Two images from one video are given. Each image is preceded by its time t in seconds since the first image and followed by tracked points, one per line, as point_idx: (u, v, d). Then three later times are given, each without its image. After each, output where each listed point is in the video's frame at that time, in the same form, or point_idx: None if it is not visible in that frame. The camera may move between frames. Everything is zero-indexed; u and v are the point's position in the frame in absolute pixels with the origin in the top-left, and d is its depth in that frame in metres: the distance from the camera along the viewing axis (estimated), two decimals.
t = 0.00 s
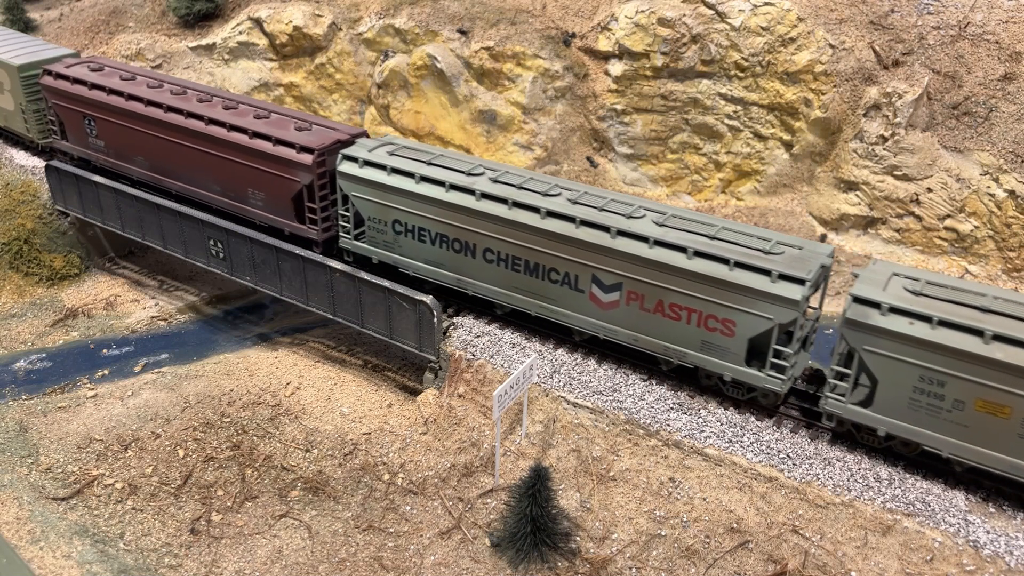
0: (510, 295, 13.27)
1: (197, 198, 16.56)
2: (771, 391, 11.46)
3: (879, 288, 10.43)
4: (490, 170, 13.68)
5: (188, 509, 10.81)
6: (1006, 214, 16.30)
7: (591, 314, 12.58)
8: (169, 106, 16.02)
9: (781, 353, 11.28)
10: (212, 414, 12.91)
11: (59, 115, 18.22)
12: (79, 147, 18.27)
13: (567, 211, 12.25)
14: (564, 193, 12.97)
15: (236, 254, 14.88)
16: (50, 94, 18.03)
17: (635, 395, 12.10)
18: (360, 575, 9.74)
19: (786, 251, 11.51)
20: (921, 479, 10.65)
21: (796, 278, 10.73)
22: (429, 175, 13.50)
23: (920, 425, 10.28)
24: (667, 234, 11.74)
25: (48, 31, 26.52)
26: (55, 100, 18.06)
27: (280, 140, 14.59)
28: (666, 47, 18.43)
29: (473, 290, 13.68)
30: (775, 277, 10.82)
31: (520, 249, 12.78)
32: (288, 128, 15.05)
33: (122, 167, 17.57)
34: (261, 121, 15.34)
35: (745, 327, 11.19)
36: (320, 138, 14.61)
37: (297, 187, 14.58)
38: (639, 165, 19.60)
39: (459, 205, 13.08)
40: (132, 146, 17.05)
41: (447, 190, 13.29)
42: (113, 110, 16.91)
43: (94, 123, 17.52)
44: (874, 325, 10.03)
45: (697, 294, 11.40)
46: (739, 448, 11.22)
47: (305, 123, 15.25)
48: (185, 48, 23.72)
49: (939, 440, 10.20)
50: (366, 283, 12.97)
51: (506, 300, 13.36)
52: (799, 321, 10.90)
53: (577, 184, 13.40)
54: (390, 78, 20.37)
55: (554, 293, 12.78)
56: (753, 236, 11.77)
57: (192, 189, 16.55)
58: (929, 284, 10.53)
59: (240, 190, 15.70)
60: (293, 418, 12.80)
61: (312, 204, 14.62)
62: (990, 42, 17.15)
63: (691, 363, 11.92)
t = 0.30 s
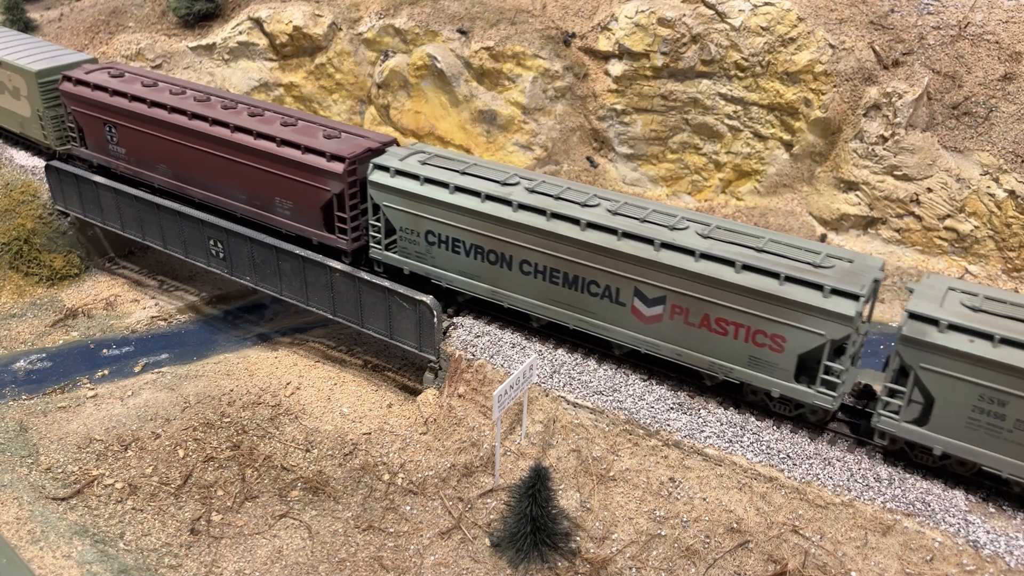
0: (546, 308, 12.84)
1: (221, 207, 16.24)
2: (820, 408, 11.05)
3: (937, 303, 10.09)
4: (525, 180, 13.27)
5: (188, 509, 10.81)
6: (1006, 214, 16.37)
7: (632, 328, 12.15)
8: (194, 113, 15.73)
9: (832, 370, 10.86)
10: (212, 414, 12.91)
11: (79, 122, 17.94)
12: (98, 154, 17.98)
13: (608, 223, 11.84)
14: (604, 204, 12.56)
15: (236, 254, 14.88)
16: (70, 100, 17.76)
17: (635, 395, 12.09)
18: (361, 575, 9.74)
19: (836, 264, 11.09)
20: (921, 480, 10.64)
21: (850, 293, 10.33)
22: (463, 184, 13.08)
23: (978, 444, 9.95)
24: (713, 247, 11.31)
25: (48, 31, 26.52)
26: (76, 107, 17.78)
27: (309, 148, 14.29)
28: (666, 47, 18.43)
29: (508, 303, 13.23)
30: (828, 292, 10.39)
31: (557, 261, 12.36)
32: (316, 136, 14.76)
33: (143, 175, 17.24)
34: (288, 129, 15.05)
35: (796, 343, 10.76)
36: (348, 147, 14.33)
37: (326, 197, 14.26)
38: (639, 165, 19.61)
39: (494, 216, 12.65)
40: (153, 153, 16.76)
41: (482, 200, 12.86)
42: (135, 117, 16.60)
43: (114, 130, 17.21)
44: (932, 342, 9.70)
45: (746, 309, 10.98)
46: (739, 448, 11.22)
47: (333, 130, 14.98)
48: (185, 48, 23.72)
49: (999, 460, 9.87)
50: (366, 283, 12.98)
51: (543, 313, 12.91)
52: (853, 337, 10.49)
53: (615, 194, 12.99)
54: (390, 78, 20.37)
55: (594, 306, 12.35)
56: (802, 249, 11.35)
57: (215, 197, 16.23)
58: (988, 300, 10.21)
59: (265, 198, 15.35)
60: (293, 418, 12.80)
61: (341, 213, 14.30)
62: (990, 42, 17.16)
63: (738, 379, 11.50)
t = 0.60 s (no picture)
0: (583, 320, 12.53)
1: (246, 215, 16.00)
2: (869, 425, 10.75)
3: (992, 317, 9.85)
4: (561, 189, 12.99)
5: (188, 509, 10.81)
6: (1006, 214, 16.43)
7: (673, 341, 11.85)
8: (217, 120, 15.49)
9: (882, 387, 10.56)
10: (212, 414, 12.91)
11: (99, 128, 17.74)
12: (119, 162, 17.78)
13: (649, 234, 11.55)
14: (643, 214, 12.27)
15: (236, 254, 14.88)
16: (90, 107, 17.56)
17: (635, 395, 12.09)
18: (361, 575, 9.74)
19: (887, 277, 10.76)
20: (921, 479, 10.64)
21: (902, 307, 10.02)
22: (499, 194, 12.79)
23: None
24: (759, 259, 11.02)
25: (48, 31, 26.53)
26: (96, 114, 17.57)
27: (337, 156, 14.03)
28: (666, 47, 18.43)
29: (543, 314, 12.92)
30: (880, 306, 10.09)
31: (596, 272, 12.06)
32: (344, 143, 14.50)
33: (166, 183, 17.04)
34: (314, 136, 14.77)
35: (846, 358, 10.46)
36: (377, 154, 14.06)
37: (355, 206, 14.01)
38: (639, 165, 19.61)
39: (530, 226, 12.36)
40: (176, 160, 16.55)
41: (518, 211, 12.56)
42: (157, 124, 16.36)
43: (135, 137, 16.99)
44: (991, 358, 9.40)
45: (794, 322, 10.68)
46: (739, 448, 11.21)
47: (360, 137, 14.71)
48: (185, 48, 23.72)
49: None
50: (366, 283, 12.97)
51: (579, 325, 12.61)
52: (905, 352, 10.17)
53: (654, 204, 12.69)
54: (390, 78, 20.37)
55: (633, 318, 12.04)
56: (850, 262, 11.03)
57: (240, 206, 15.99)
58: None
59: (291, 207, 15.10)
60: (293, 418, 12.80)
61: (371, 222, 14.02)
62: (990, 42, 17.16)
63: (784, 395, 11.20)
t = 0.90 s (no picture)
0: (625, 333, 12.17)
1: (272, 224, 15.64)
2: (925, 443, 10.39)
3: None
4: (600, 199, 12.62)
5: (188, 509, 10.81)
6: (1006, 214, 16.43)
7: (719, 357, 11.49)
8: (243, 127, 15.15)
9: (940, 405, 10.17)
10: (212, 414, 12.91)
11: (120, 135, 17.42)
12: (141, 170, 17.47)
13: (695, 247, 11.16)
14: (687, 225, 11.88)
15: (236, 254, 14.88)
16: (111, 114, 17.25)
17: (635, 395, 12.09)
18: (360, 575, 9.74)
19: (944, 291, 10.36)
20: (921, 479, 10.64)
21: (964, 324, 9.59)
22: (537, 205, 12.43)
23: None
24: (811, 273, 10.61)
25: (48, 31, 26.54)
26: (118, 121, 17.27)
27: (369, 165, 13.69)
28: (666, 47, 18.43)
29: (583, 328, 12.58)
30: (940, 322, 9.67)
31: (638, 285, 11.68)
32: (375, 151, 14.17)
33: (189, 191, 16.72)
34: (344, 144, 14.45)
35: (904, 376, 10.06)
36: (409, 163, 13.72)
37: (387, 216, 13.65)
38: (639, 165, 19.60)
39: (570, 238, 11.99)
40: (199, 168, 16.22)
41: (557, 222, 12.20)
42: (180, 132, 16.05)
43: (157, 144, 16.67)
44: None
45: (848, 339, 10.28)
46: (739, 448, 11.20)
47: (391, 146, 14.39)
48: (185, 48, 23.73)
49: None
50: (366, 283, 12.97)
51: (621, 339, 12.26)
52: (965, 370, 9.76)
53: (699, 214, 12.29)
54: (390, 78, 20.37)
55: (678, 333, 11.68)
56: (906, 275, 10.61)
57: (266, 215, 15.64)
58: None
59: (320, 216, 14.75)
60: (293, 418, 12.80)
61: (402, 232, 13.68)
62: (990, 42, 17.16)
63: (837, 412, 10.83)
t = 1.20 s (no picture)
0: (667, 347, 11.94)
1: (299, 234, 15.37)
2: (980, 461, 10.27)
3: None
4: (640, 210, 12.43)
5: (188, 509, 10.81)
6: (1007, 214, 16.33)
7: (766, 372, 11.28)
8: (270, 135, 14.90)
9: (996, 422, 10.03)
10: (212, 414, 12.91)
11: (141, 142, 17.18)
12: (163, 178, 17.22)
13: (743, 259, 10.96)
14: (731, 236, 11.71)
15: (236, 254, 14.88)
16: (132, 121, 16.98)
17: (635, 395, 12.09)
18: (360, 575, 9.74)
19: (999, 306, 10.25)
20: (921, 480, 10.65)
21: None
22: (577, 216, 12.20)
23: None
24: (864, 288, 10.44)
25: (48, 31, 26.54)
26: (139, 128, 17.01)
27: (401, 173, 13.42)
28: (666, 47, 18.43)
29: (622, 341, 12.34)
30: (1000, 339, 9.54)
31: (683, 298, 11.47)
32: (406, 160, 13.95)
33: (212, 199, 16.46)
34: (376, 153, 14.21)
35: (961, 393, 9.91)
36: (442, 172, 13.50)
37: (419, 226, 13.40)
38: (639, 165, 19.60)
39: (612, 250, 11.77)
40: (223, 176, 15.97)
41: (598, 233, 11.98)
42: (205, 139, 15.81)
43: (180, 152, 16.41)
44: None
45: (904, 355, 10.10)
46: (739, 448, 11.20)
47: (423, 154, 14.19)
48: (185, 48, 23.74)
49: None
50: (366, 283, 12.96)
51: (662, 353, 12.04)
52: None
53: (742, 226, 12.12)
54: (390, 78, 20.38)
55: (722, 347, 11.47)
56: (959, 290, 10.49)
57: (294, 225, 15.39)
58: None
59: (349, 225, 14.49)
60: (293, 418, 12.80)
61: (436, 242, 13.45)
62: (990, 42, 17.15)
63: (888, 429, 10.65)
